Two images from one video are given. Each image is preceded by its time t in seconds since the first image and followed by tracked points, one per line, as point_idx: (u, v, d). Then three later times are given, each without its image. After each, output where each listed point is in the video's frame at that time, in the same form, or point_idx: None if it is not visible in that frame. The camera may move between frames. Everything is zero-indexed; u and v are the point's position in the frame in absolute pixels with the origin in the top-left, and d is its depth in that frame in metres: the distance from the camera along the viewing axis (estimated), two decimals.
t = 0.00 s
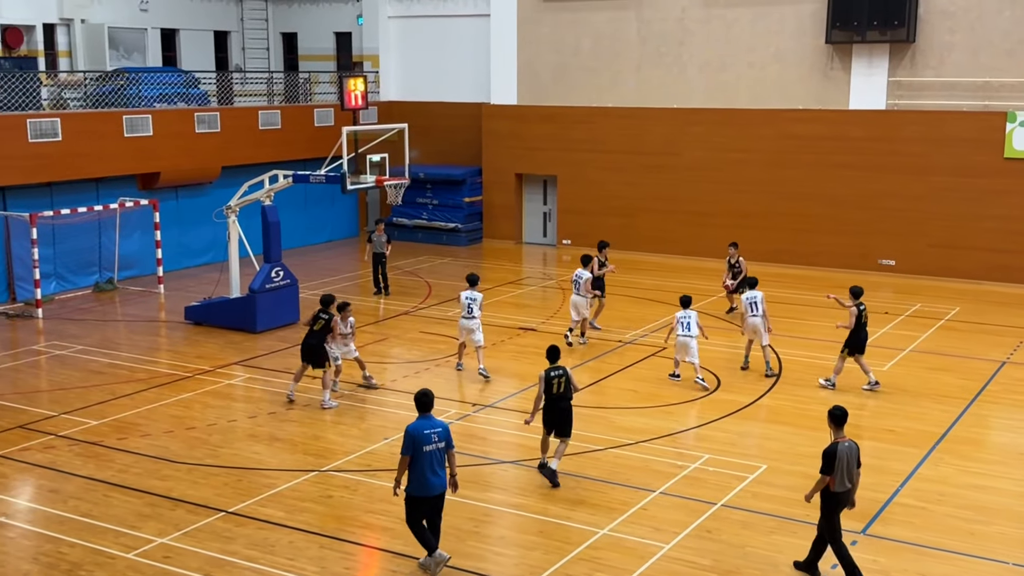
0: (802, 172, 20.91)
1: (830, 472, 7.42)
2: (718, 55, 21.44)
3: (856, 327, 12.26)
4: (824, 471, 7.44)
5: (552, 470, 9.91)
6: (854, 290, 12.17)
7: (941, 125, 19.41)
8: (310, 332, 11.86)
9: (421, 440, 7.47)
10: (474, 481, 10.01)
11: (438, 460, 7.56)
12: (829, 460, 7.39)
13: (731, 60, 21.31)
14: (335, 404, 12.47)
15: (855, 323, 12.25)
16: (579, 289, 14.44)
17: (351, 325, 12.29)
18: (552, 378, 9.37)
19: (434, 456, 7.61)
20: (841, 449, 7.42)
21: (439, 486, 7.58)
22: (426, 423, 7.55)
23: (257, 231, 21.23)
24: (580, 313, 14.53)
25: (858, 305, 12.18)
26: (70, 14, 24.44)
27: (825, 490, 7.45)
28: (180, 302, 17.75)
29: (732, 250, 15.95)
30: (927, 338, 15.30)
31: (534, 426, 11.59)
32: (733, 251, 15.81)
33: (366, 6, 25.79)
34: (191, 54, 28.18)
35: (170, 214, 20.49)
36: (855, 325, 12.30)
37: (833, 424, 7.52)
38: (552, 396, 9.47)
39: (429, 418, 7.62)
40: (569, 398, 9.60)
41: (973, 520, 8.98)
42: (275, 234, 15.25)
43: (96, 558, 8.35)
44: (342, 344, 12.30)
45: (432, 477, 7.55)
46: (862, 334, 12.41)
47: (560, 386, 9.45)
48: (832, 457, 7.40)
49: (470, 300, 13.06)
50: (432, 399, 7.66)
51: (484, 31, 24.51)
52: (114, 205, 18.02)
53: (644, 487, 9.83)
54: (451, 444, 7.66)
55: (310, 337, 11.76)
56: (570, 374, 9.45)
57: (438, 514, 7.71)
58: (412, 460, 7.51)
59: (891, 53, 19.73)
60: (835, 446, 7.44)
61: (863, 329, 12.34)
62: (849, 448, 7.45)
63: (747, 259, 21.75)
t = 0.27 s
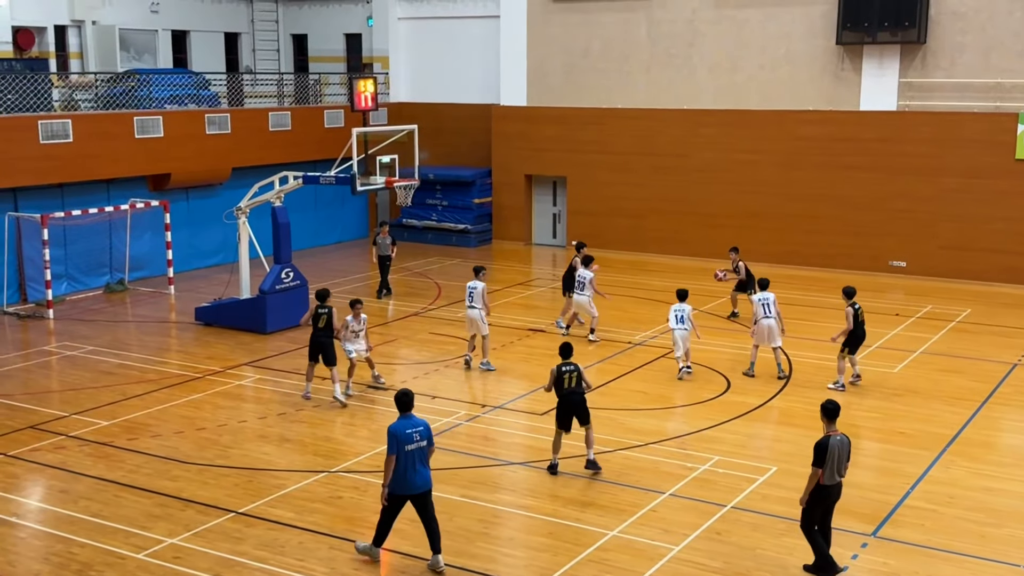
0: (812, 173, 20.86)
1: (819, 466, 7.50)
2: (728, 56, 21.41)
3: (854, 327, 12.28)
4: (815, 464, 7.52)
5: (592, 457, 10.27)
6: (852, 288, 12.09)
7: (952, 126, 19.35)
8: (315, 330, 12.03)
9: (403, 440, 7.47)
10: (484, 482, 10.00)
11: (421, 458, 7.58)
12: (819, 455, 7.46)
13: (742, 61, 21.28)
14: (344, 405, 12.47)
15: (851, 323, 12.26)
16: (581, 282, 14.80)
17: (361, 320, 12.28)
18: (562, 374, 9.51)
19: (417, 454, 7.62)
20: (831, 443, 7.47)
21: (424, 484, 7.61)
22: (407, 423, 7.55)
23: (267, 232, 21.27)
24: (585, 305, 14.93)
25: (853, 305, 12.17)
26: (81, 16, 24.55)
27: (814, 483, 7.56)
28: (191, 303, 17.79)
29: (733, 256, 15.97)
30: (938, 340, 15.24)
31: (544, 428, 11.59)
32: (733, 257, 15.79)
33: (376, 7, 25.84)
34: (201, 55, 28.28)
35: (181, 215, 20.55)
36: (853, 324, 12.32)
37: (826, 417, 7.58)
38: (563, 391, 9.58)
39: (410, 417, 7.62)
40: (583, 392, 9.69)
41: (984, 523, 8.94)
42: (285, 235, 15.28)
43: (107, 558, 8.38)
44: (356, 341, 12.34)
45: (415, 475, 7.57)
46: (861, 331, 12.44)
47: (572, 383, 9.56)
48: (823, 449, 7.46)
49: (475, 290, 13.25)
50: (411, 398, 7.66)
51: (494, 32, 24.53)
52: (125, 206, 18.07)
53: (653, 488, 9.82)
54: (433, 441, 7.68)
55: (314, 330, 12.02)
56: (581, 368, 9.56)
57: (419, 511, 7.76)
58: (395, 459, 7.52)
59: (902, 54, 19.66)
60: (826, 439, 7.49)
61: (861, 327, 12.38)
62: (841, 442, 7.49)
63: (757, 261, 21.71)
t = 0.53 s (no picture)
0: (819, 173, 20.84)
1: (809, 463, 7.59)
2: (735, 56, 21.39)
3: (859, 327, 12.37)
4: (805, 461, 7.61)
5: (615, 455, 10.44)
6: (859, 290, 12.17)
7: (959, 126, 19.31)
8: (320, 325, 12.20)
9: (378, 434, 7.78)
10: (490, 483, 10.01)
11: (396, 453, 7.88)
12: (809, 451, 7.56)
13: (749, 62, 21.26)
14: (350, 406, 12.49)
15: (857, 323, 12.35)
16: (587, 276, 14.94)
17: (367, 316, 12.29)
18: (584, 372, 9.61)
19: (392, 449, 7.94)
20: (823, 440, 7.58)
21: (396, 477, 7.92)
22: (382, 418, 7.87)
23: (273, 233, 21.32)
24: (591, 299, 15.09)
25: (859, 305, 12.29)
26: (89, 17, 24.63)
27: (806, 481, 7.64)
28: (198, 304, 17.83)
29: (734, 258, 16.04)
30: (945, 341, 15.21)
31: (550, 428, 11.59)
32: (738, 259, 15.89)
33: (383, 8, 25.88)
34: (208, 56, 28.36)
35: (188, 215, 20.59)
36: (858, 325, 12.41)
37: (817, 416, 7.66)
38: (581, 390, 9.66)
39: (385, 412, 7.93)
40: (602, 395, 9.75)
41: (992, 524, 8.92)
42: (292, 235, 15.31)
43: (114, 558, 8.40)
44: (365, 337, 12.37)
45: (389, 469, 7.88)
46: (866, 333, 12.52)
47: (592, 382, 9.64)
48: (813, 446, 7.56)
49: (482, 292, 13.27)
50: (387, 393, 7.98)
51: (501, 33, 24.56)
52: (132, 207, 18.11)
53: (660, 489, 9.82)
54: (407, 436, 8.00)
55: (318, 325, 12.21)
56: (604, 371, 9.63)
57: (392, 504, 8.06)
58: (370, 453, 7.83)
59: (910, 54, 19.63)
60: (817, 437, 7.60)
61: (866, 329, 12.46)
62: (833, 439, 7.60)
63: (763, 261, 21.69)
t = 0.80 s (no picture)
0: (822, 174, 20.82)
1: (799, 462, 7.63)
2: (738, 57, 21.38)
3: (871, 315, 12.45)
4: (795, 460, 7.65)
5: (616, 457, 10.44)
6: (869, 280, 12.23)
7: (963, 127, 19.29)
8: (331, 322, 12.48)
9: (357, 428, 7.83)
10: (492, 483, 10.00)
11: (376, 448, 7.92)
12: (800, 450, 7.59)
13: (752, 62, 21.25)
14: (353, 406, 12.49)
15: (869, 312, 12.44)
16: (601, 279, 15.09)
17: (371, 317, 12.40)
18: (593, 369, 9.63)
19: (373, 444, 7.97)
20: (812, 439, 7.61)
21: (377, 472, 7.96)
22: (363, 413, 7.92)
23: (276, 233, 21.33)
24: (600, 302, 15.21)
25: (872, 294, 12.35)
26: (92, 18, 24.65)
27: (797, 481, 7.68)
28: (201, 304, 17.85)
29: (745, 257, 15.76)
30: (949, 342, 15.19)
31: (553, 429, 11.60)
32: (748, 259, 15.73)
33: (386, 8, 25.89)
34: (211, 57, 28.39)
35: (191, 216, 20.61)
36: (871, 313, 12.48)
37: (809, 415, 7.68)
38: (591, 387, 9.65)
39: (367, 408, 7.98)
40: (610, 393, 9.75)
41: (996, 525, 8.91)
42: (295, 236, 15.32)
43: (117, 559, 8.40)
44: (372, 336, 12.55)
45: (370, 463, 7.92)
46: (880, 322, 12.60)
47: (602, 380, 9.65)
48: (802, 446, 7.59)
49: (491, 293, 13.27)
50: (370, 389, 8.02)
51: (504, 34, 24.57)
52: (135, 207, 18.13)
53: (663, 490, 9.81)
54: (389, 433, 8.01)
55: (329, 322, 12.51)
56: (612, 368, 9.66)
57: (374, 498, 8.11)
58: (351, 447, 7.89)
59: (913, 54, 19.61)
60: (807, 436, 7.63)
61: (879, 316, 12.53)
62: (824, 438, 7.63)
63: (766, 262, 21.68)
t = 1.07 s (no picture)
0: (822, 174, 20.83)
1: (795, 462, 7.64)
2: (738, 57, 21.39)
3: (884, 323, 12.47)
4: (790, 460, 7.66)
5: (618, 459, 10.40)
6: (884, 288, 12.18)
7: (963, 126, 19.30)
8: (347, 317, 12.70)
9: (340, 421, 8.03)
10: (493, 483, 10.01)
11: (357, 442, 8.10)
12: (794, 450, 7.60)
13: (752, 62, 21.26)
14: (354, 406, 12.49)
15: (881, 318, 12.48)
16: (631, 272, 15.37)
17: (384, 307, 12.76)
18: (590, 374, 9.65)
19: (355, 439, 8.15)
20: (807, 439, 7.61)
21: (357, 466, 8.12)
22: (348, 407, 8.12)
23: (276, 233, 21.33)
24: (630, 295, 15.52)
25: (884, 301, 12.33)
26: (92, 18, 24.65)
27: (792, 481, 7.70)
28: (202, 304, 17.86)
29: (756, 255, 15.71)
30: (949, 342, 15.19)
31: (554, 429, 11.60)
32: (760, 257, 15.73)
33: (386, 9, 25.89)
34: (212, 57, 28.39)
35: (191, 216, 20.61)
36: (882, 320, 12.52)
37: (805, 414, 7.68)
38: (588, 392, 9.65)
39: (351, 403, 8.18)
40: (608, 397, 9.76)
41: (996, 525, 8.91)
42: (295, 236, 15.33)
43: (118, 559, 8.41)
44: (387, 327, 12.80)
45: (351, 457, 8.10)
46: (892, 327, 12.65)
47: (598, 385, 9.67)
48: (796, 446, 7.60)
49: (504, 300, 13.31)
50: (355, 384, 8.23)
51: (504, 34, 24.57)
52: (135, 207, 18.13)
53: (663, 490, 9.81)
54: (372, 429, 8.20)
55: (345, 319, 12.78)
56: (609, 372, 9.67)
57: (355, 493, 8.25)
58: (333, 441, 8.07)
59: (913, 54, 19.62)
60: (802, 436, 7.64)
61: (892, 323, 12.55)
62: (819, 438, 7.63)
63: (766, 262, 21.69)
